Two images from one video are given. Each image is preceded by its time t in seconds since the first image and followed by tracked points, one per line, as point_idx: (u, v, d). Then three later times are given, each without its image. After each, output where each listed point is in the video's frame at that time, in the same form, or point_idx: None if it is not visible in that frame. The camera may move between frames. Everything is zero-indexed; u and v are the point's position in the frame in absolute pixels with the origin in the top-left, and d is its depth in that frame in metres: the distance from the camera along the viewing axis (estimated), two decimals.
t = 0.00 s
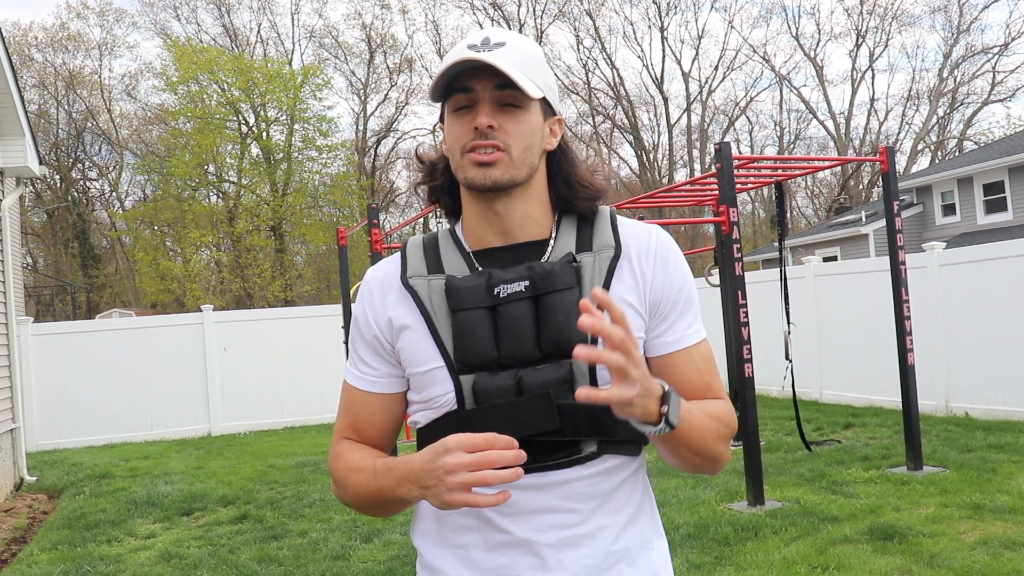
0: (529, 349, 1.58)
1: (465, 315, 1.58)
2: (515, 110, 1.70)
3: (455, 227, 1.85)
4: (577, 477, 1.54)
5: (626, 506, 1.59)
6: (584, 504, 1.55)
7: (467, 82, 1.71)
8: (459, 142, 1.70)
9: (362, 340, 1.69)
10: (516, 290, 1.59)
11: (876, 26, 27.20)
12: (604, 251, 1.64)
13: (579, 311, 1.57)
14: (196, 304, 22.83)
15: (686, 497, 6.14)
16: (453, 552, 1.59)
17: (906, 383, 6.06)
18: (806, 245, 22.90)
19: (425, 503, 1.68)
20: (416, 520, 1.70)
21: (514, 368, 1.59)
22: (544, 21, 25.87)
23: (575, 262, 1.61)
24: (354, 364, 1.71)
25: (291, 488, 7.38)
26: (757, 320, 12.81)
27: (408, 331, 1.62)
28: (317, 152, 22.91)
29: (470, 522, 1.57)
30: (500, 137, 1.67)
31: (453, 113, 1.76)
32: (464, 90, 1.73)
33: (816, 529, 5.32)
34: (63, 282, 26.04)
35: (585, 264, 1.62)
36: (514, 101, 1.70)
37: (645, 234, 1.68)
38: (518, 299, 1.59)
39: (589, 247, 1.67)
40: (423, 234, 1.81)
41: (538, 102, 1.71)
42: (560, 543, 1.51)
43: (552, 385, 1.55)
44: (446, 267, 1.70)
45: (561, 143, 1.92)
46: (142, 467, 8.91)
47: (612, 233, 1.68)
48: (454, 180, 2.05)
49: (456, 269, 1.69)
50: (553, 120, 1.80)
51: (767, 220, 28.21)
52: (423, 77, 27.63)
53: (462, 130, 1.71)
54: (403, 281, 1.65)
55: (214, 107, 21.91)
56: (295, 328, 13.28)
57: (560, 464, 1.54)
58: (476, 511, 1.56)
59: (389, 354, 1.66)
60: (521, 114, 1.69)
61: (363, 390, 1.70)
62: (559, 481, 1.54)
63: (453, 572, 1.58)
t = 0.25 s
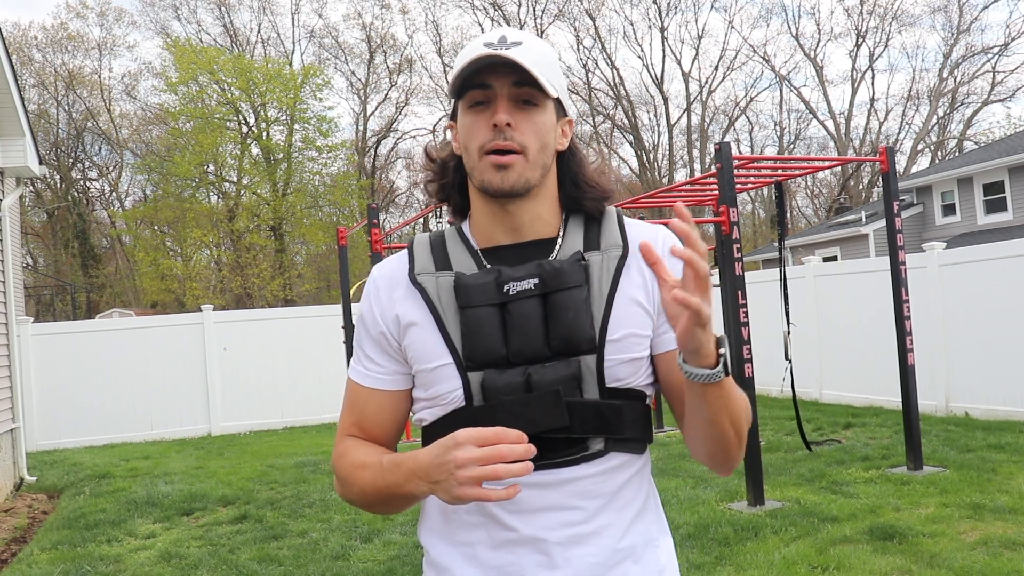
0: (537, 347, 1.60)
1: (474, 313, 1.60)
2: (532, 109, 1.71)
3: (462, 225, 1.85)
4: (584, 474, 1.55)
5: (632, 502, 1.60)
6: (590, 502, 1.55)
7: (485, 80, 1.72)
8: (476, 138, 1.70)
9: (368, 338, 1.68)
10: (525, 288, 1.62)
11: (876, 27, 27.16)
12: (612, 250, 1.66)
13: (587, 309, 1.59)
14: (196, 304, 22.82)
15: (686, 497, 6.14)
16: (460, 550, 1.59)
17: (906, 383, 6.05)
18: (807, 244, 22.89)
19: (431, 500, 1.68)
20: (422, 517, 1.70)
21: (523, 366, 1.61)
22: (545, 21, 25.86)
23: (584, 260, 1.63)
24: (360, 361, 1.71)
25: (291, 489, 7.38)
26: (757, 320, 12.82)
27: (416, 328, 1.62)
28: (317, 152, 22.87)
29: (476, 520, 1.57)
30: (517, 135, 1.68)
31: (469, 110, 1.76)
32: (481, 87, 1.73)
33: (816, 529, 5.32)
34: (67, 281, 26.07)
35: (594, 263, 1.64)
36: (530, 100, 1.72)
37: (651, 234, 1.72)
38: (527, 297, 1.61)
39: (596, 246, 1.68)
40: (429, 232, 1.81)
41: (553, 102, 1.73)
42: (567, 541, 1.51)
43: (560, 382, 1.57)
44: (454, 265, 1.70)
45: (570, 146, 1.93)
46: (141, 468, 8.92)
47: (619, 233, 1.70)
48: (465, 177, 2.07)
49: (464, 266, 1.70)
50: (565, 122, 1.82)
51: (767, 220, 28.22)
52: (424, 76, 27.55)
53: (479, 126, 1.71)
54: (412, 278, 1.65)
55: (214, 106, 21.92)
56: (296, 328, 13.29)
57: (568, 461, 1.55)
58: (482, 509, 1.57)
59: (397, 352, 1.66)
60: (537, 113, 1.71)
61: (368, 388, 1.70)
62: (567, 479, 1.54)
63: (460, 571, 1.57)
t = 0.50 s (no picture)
0: (550, 348, 1.45)
1: (483, 310, 1.44)
2: (547, 96, 1.56)
3: (467, 219, 1.67)
4: (595, 484, 1.40)
5: (646, 513, 1.45)
6: (601, 511, 1.40)
7: (496, 66, 1.55)
8: (493, 129, 1.53)
9: (367, 333, 1.50)
10: (538, 285, 1.46)
11: (896, 13, 26.82)
12: (627, 247, 1.50)
13: (604, 308, 1.44)
14: (180, 304, 22.51)
15: (693, 509, 5.84)
16: (462, 561, 1.43)
17: (927, 388, 5.73)
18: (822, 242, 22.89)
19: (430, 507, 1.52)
20: (421, 527, 1.54)
21: (533, 367, 1.45)
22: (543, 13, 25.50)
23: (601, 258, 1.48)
24: (357, 360, 1.52)
25: (280, 499, 7.05)
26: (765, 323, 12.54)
27: (420, 325, 1.44)
28: (308, 146, 22.68)
29: (479, 529, 1.42)
30: (538, 124, 1.52)
31: (476, 100, 1.59)
32: (491, 74, 1.56)
33: (833, 542, 5.03)
34: (42, 280, 25.61)
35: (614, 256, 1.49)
36: (546, 85, 1.56)
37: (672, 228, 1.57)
38: (541, 294, 1.46)
39: (612, 241, 1.52)
40: (433, 223, 1.63)
41: (567, 86, 1.59)
42: (575, 552, 1.37)
43: (574, 385, 1.42)
44: (461, 259, 1.52)
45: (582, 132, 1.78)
46: (123, 477, 8.58)
47: (635, 228, 1.54)
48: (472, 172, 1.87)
49: (472, 260, 1.52)
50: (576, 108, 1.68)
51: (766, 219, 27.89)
52: (418, 68, 27.10)
53: (495, 116, 1.54)
54: (415, 273, 1.48)
55: (196, 96, 21.64)
56: (277, 330, 12.94)
57: (578, 469, 1.40)
58: (486, 517, 1.42)
59: (398, 350, 1.47)
60: (554, 98, 1.56)
61: (368, 389, 1.50)
62: (577, 488, 1.40)
63: None
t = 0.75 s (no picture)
0: (555, 351, 1.46)
1: (490, 313, 1.44)
2: (546, 100, 1.56)
3: (470, 218, 1.67)
4: (598, 485, 1.42)
5: (645, 514, 1.46)
6: (603, 513, 1.41)
7: (493, 76, 1.54)
8: (495, 139, 1.53)
9: (370, 333, 1.49)
10: (543, 288, 1.47)
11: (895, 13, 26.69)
12: (632, 252, 1.51)
13: (609, 311, 1.45)
14: (180, 304, 22.50)
15: (694, 509, 5.85)
16: (463, 561, 1.43)
17: (928, 389, 5.74)
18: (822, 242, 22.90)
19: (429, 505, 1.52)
20: (421, 525, 1.55)
21: (537, 369, 1.46)
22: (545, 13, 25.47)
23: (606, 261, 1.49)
24: (358, 358, 1.51)
25: (280, 499, 7.06)
26: (767, 323, 12.55)
27: (424, 327, 1.44)
28: (308, 146, 22.68)
29: (482, 529, 1.42)
30: (539, 130, 1.52)
31: (474, 109, 1.58)
32: (488, 83, 1.55)
33: (833, 542, 5.03)
34: (43, 280, 25.66)
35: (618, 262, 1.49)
36: (544, 90, 1.56)
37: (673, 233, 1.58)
38: (546, 297, 1.46)
39: (617, 245, 1.53)
40: (434, 222, 1.62)
41: (565, 87, 1.59)
42: (578, 553, 1.38)
43: (578, 389, 1.43)
44: (466, 260, 1.52)
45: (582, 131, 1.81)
46: (123, 477, 8.58)
47: (640, 232, 1.55)
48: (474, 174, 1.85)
49: (476, 262, 1.52)
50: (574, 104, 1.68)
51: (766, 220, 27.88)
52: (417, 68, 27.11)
53: (496, 126, 1.54)
54: (421, 274, 1.47)
55: (197, 97, 21.63)
56: (277, 330, 12.94)
57: (581, 472, 1.41)
58: (488, 519, 1.42)
59: (401, 350, 1.47)
60: (553, 102, 1.56)
61: (370, 388, 1.49)
62: (579, 489, 1.41)
63: None
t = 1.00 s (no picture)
0: (541, 347, 1.58)
1: (479, 314, 1.58)
2: (525, 104, 1.71)
3: (463, 226, 1.81)
4: (585, 476, 1.53)
5: (631, 503, 1.57)
6: (590, 501, 1.52)
7: (474, 85, 1.70)
8: (481, 143, 1.68)
9: (372, 336, 1.67)
10: (529, 289, 1.59)
11: (876, 26, 27.03)
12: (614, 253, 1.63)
13: (590, 311, 1.57)
14: (198, 304, 22.86)
15: (685, 497, 6.14)
16: (461, 545, 1.56)
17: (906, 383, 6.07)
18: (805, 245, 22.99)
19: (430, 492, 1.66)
20: (423, 514, 1.68)
21: (526, 367, 1.58)
22: (546, 22, 25.81)
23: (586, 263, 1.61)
24: (361, 358, 1.69)
25: (291, 488, 7.39)
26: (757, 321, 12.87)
27: (419, 328, 1.60)
28: (318, 154, 22.91)
29: (477, 518, 1.55)
30: (521, 131, 1.66)
31: (460, 120, 1.74)
32: (470, 93, 1.71)
33: (816, 529, 5.31)
34: (68, 280, 26.19)
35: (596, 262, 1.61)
36: (522, 96, 1.71)
37: (653, 232, 1.68)
38: (531, 298, 1.58)
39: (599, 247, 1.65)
40: (430, 231, 1.78)
41: (542, 92, 1.74)
42: (569, 539, 1.49)
43: (563, 384, 1.55)
44: (457, 264, 1.67)
45: (564, 134, 1.95)
46: (142, 467, 8.92)
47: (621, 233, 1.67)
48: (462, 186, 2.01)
49: (467, 266, 1.67)
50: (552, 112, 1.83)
51: (766, 220, 28.25)
52: (424, 77, 27.47)
53: (480, 131, 1.69)
54: (415, 279, 1.63)
55: (214, 108, 21.89)
56: (292, 328, 13.31)
57: (570, 463, 1.53)
58: (483, 508, 1.54)
59: (400, 350, 1.64)
60: (532, 106, 1.71)
61: (372, 386, 1.67)
62: (569, 480, 1.52)
63: (459, 569, 1.54)
